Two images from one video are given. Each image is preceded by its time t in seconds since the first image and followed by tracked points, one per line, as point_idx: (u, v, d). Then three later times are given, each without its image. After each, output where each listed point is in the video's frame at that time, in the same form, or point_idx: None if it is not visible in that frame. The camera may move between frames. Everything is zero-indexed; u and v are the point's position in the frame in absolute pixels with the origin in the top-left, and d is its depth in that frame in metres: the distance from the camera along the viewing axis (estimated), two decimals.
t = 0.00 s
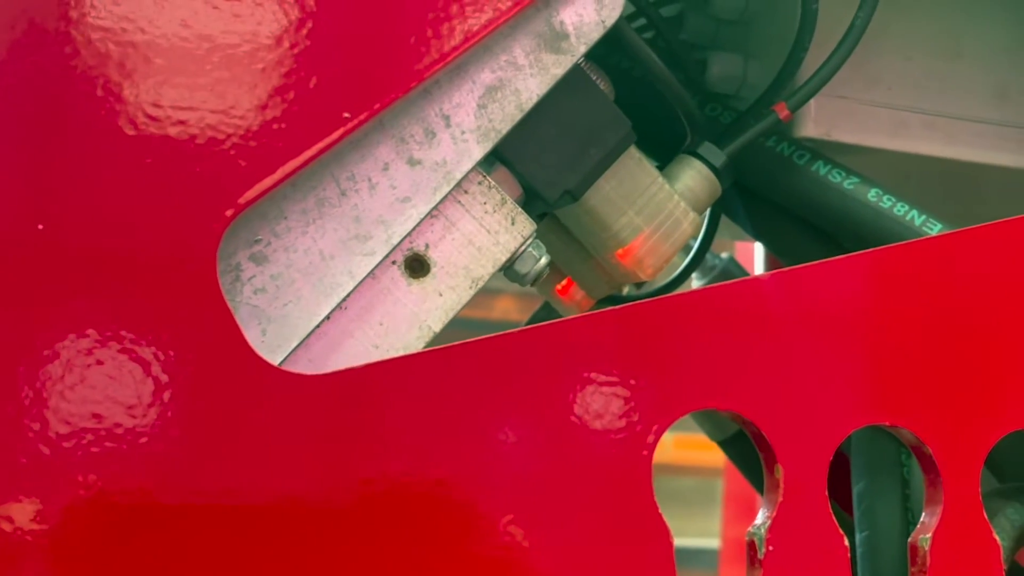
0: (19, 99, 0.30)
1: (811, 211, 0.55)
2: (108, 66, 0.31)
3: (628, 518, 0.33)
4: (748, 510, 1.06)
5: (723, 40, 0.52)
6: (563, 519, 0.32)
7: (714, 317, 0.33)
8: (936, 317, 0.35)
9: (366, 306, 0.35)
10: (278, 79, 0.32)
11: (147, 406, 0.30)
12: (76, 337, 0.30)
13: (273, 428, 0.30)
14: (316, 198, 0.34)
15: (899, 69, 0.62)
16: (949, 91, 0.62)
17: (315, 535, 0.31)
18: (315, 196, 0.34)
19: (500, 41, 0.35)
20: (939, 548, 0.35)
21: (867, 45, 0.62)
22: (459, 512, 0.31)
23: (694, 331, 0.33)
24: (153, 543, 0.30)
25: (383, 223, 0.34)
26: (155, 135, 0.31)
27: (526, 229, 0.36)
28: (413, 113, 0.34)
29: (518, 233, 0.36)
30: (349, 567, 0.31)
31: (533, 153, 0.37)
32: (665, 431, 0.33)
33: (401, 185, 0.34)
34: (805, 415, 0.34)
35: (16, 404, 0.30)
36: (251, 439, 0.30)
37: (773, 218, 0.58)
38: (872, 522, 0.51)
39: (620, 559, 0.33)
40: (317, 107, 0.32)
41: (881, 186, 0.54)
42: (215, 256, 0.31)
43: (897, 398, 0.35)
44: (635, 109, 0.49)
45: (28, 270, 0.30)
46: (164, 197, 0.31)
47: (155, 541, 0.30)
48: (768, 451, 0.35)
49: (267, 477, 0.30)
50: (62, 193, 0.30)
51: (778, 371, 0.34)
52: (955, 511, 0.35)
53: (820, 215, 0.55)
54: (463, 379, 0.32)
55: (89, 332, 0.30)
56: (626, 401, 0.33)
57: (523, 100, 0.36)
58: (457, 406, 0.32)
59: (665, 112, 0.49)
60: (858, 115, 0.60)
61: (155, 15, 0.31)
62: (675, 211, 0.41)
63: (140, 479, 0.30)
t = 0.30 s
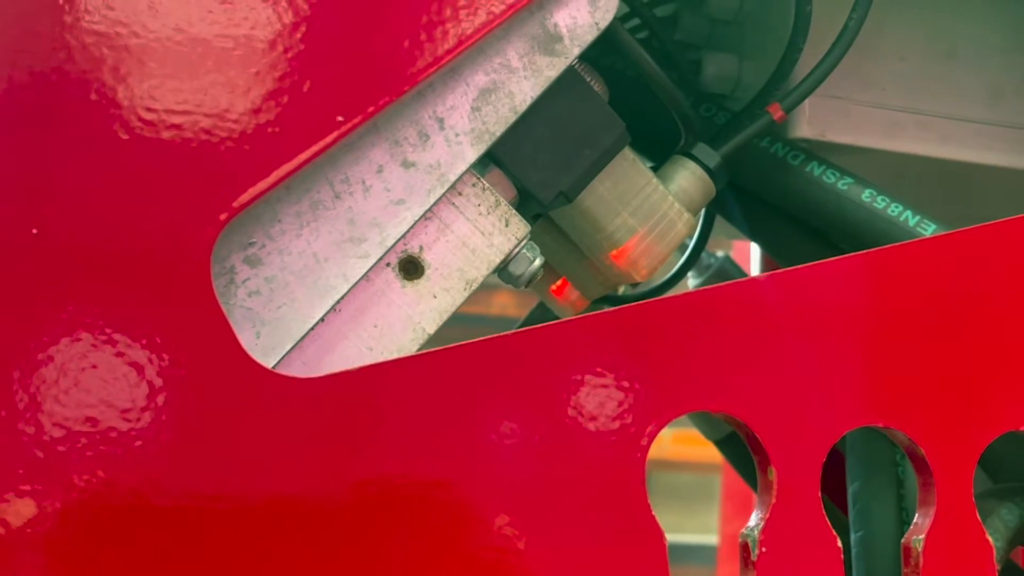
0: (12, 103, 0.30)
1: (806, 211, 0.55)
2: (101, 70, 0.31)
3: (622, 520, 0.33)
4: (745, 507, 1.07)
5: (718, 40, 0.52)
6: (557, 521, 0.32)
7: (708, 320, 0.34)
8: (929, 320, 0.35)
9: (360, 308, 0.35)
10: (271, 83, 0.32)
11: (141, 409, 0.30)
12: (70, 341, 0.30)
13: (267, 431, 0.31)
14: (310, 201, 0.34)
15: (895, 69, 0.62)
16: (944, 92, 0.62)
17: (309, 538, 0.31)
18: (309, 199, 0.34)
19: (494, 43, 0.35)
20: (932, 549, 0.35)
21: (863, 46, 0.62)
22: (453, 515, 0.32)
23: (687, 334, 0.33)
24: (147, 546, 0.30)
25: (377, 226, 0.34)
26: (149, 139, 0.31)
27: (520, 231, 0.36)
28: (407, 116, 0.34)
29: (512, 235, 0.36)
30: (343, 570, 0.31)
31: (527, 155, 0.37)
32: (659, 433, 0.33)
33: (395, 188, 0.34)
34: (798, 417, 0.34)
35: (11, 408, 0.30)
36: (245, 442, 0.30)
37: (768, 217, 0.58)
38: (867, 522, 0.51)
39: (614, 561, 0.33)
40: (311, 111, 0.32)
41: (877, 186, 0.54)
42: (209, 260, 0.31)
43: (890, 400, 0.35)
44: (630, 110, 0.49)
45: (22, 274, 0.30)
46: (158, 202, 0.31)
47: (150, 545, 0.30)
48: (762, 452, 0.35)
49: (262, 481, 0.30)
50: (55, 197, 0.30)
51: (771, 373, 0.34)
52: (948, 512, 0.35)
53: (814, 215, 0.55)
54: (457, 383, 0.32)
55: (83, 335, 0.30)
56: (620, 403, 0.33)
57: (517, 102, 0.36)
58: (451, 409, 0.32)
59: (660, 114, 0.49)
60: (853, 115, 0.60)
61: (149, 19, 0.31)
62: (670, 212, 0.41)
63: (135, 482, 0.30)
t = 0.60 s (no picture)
0: (9, 102, 0.30)
1: (802, 211, 0.55)
2: (99, 70, 0.31)
3: (620, 518, 0.33)
4: (741, 510, 1.07)
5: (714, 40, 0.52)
6: (554, 521, 0.32)
7: (706, 318, 0.34)
8: (927, 317, 0.35)
9: (357, 308, 0.35)
10: (269, 82, 0.32)
11: (139, 409, 0.30)
12: (68, 340, 0.30)
13: (265, 430, 0.30)
14: (307, 200, 0.34)
15: (893, 69, 0.62)
16: (942, 92, 0.62)
17: (306, 538, 0.31)
18: (307, 199, 0.34)
19: (491, 42, 0.35)
20: (931, 547, 0.35)
21: (861, 45, 0.62)
22: (452, 513, 0.32)
23: (685, 332, 0.33)
24: (144, 546, 0.30)
25: (375, 225, 0.34)
26: (146, 139, 0.31)
27: (517, 230, 0.36)
28: (404, 115, 0.34)
29: (510, 235, 0.36)
30: (341, 569, 0.31)
31: (524, 155, 0.37)
32: (657, 431, 0.33)
33: (393, 187, 0.34)
34: (797, 416, 0.34)
35: (9, 407, 0.30)
36: (243, 441, 0.30)
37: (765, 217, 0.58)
38: (865, 522, 0.51)
39: (612, 560, 0.33)
40: (308, 110, 0.32)
41: (874, 185, 0.54)
42: (206, 259, 0.31)
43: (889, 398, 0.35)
44: (626, 111, 0.49)
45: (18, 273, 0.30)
46: (155, 201, 0.31)
47: (147, 545, 0.30)
48: (761, 451, 0.35)
49: (259, 480, 0.30)
50: (53, 196, 0.30)
51: (769, 371, 0.34)
52: (947, 511, 0.35)
53: (812, 215, 0.55)
54: (456, 381, 0.32)
55: (81, 334, 0.30)
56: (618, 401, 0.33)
57: (514, 101, 0.36)
58: (450, 408, 0.32)
59: (656, 115, 0.49)
60: (850, 115, 0.60)
61: (146, 18, 0.31)
62: (667, 212, 0.41)
63: (133, 482, 0.30)
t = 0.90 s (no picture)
0: (5, 99, 0.30)
1: (801, 210, 0.55)
2: (95, 67, 0.31)
3: (621, 517, 0.32)
4: (739, 512, 1.07)
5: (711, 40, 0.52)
6: (554, 520, 0.32)
7: (705, 316, 0.33)
8: (927, 314, 0.35)
9: (356, 306, 0.35)
10: (267, 79, 0.32)
11: (136, 407, 0.30)
12: (64, 339, 0.30)
13: (263, 429, 0.30)
14: (305, 198, 0.34)
15: (891, 68, 0.62)
16: (940, 90, 0.62)
17: (305, 537, 0.30)
18: (305, 196, 0.34)
19: (489, 40, 0.35)
20: (932, 545, 0.35)
21: (858, 44, 0.62)
22: (451, 512, 0.31)
23: (684, 329, 0.33)
24: (141, 546, 0.29)
25: (373, 223, 0.34)
26: (143, 135, 0.31)
27: (516, 228, 0.36)
28: (402, 112, 0.34)
29: (509, 233, 0.36)
30: (339, 568, 0.30)
31: (523, 153, 0.37)
32: (657, 430, 0.33)
33: (391, 185, 0.34)
34: (797, 414, 0.34)
35: (4, 407, 0.29)
36: (240, 440, 0.30)
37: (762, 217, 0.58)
38: (865, 521, 0.51)
39: (612, 560, 0.32)
40: (305, 106, 0.32)
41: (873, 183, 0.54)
42: (203, 256, 0.31)
43: (889, 396, 0.35)
44: (624, 110, 0.50)
45: (13, 272, 0.29)
46: (152, 198, 0.30)
47: (143, 545, 0.29)
48: (761, 449, 0.35)
49: (257, 479, 0.30)
50: (49, 194, 0.30)
51: (769, 368, 0.34)
52: (948, 509, 0.35)
53: (810, 214, 0.55)
54: (455, 379, 0.32)
55: (77, 333, 0.30)
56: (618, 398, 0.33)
57: (512, 99, 0.36)
58: (449, 406, 0.31)
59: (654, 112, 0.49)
60: (849, 114, 0.60)
61: (142, 14, 0.31)
62: (666, 210, 0.41)
63: (129, 482, 0.29)
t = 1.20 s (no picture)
0: None
1: (800, 209, 0.55)
2: (91, 63, 0.31)
3: (620, 516, 0.32)
4: (737, 510, 1.07)
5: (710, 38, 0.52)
6: (553, 519, 0.32)
7: (705, 314, 0.33)
8: (927, 311, 0.35)
9: (353, 305, 0.35)
10: (264, 76, 0.31)
11: (133, 407, 0.30)
12: (60, 338, 0.29)
13: (261, 428, 0.30)
14: (303, 196, 0.34)
15: (890, 66, 0.62)
16: (939, 88, 0.62)
17: (303, 537, 0.30)
18: (302, 194, 0.34)
19: (488, 36, 0.35)
20: (933, 544, 0.35)
21: (857, 42, 0.62)
22: (450, 511, 0.31)
23: (684, 327, 0.33)
24: (138, 546, 0.29)
25: (371, 221, 0.34)
26: (139, 132, 0.31)
27: (514, 226, 0.36)
28: (400, 110, 0.34)
29: (507, 231, 0.36)
30: (338, 568, 0.30)
31: (522, 151, 0.37)
32: (657, 429, 0.33)
33: (389, 183, 0.34)
34: (798, 413, 0.34)
35: None
36: (238, 440, 0.30)
37: (761, 216, 0.58)
38: (865, 519, 0.51)
39: (612, 559, 0.32)
40: (302, 104, 0.31)
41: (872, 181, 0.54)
42: (200, 254, 0.30)
43: (890, 394, 0.35)
44: (622, 107, 0.50)
45: (9, 270, 0.29)
46: (149, 196, 0.30)
47: (140, 545, 0.29)
48: (762, 448, 0.34)
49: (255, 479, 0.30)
50: (44, 192, 0.30)
51: (769, 367, 0.34)
52: (949, 508, 0.35)
53: (809, 213, 0.55)
54: (454, 377, 0.31)
55: (73, 332, 0.29)
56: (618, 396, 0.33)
57: (511, 96, 0.35)
58: (448, 405, 0.31)
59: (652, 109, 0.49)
60: (848, 112, 0.60)
61: (138, 11, 0.31)
62: (665, 208, 0.40)
63: (126, 481, 0.29)
